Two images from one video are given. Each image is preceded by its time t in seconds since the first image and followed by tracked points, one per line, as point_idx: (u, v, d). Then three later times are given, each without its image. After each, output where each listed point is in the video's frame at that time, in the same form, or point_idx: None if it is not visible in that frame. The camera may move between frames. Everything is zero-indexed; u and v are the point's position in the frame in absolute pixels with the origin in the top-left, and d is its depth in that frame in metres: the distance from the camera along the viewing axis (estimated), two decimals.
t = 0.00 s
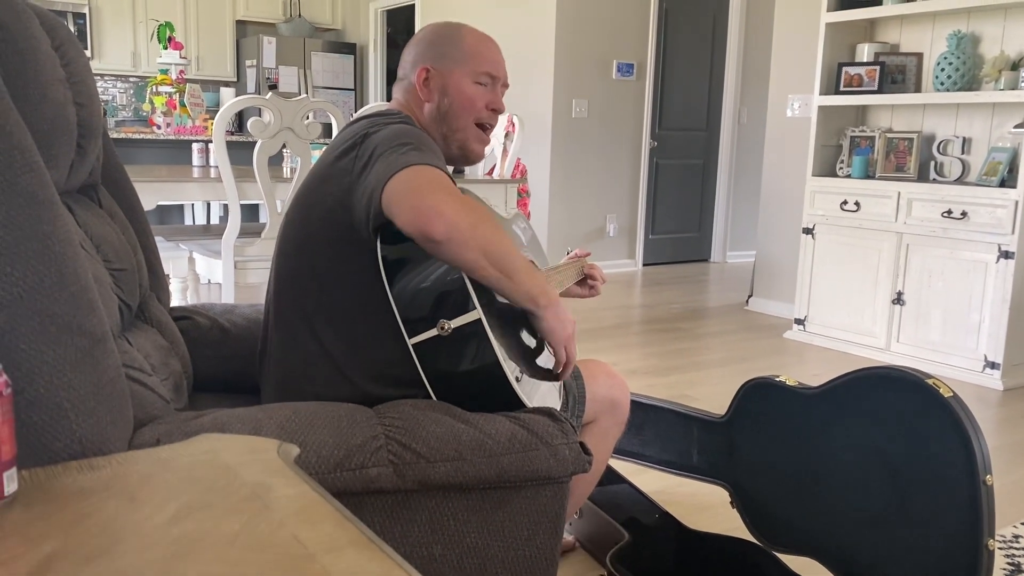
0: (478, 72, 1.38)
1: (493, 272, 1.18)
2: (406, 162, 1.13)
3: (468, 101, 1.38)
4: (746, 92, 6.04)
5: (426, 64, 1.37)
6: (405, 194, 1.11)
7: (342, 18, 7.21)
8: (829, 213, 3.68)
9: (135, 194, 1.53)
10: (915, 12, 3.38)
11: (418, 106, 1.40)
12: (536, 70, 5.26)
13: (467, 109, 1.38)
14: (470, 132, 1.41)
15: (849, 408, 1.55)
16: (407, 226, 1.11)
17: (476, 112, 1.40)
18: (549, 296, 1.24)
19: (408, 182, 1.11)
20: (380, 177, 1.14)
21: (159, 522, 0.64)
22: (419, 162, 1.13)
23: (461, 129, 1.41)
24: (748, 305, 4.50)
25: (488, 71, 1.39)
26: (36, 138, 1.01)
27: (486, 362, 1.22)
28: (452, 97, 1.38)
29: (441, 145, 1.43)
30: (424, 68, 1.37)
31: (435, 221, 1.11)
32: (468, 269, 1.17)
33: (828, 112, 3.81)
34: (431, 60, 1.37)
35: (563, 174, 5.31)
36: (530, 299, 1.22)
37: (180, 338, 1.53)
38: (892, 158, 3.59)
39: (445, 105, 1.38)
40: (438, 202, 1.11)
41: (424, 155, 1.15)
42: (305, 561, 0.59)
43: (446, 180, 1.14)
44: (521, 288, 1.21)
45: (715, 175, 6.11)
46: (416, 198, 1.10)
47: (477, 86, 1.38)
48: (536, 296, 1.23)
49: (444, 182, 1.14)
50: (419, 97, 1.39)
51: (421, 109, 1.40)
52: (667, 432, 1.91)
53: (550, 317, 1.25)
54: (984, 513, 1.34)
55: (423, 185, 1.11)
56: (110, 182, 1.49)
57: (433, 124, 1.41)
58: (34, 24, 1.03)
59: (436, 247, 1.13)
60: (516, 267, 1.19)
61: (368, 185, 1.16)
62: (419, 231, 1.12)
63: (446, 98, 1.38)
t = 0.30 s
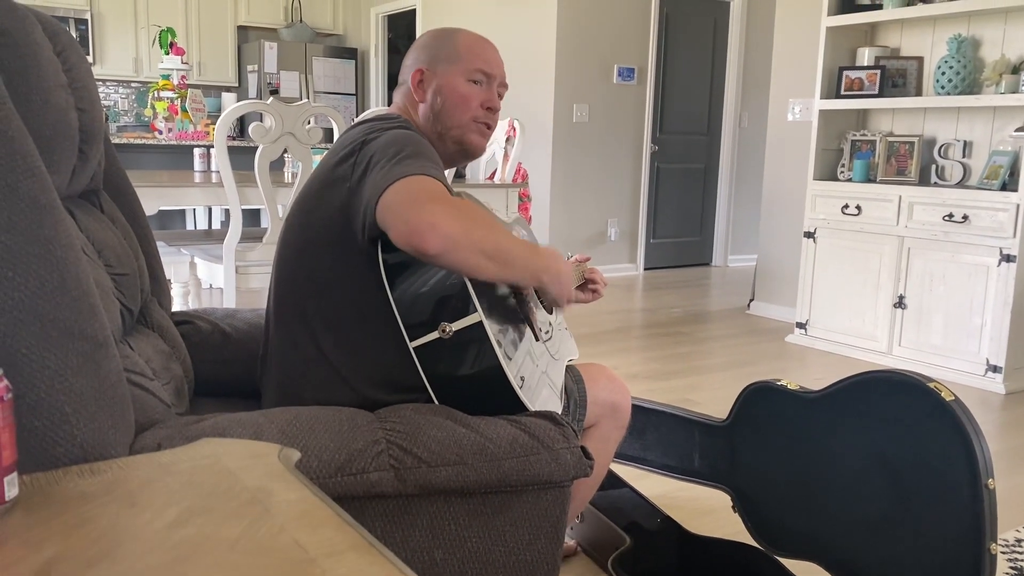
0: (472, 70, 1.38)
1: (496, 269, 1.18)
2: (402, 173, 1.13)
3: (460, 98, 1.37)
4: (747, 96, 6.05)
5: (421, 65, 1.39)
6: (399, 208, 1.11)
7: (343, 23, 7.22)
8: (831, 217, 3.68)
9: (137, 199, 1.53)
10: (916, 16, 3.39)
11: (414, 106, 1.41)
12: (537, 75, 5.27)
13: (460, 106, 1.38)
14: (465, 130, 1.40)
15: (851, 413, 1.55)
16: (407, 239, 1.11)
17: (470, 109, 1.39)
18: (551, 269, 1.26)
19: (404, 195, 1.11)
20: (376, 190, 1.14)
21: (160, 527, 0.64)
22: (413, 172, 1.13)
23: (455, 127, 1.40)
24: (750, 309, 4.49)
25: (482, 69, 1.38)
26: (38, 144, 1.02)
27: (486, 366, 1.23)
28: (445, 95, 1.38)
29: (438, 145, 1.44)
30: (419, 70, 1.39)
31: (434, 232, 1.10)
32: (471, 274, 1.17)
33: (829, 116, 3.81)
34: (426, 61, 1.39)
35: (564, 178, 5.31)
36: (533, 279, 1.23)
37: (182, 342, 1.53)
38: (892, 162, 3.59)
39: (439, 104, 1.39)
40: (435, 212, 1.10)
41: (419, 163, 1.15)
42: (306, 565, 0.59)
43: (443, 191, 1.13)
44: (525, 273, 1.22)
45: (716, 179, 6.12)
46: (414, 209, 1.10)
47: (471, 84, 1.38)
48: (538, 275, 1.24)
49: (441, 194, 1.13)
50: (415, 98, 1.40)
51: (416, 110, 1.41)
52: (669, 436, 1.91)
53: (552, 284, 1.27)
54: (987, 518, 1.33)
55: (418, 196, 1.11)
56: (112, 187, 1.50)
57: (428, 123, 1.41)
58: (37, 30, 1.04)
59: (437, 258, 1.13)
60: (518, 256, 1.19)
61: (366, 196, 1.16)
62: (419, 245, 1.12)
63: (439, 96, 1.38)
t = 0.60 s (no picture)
0: (467, 74, 1.38)
1: (493, 272, 1.19)
2: (398, 184, 1.13)
3: (454, 103, 1.38)
4: (747, 102, 6.05)
5: (418, 71, 1.40)
6: (398, 221, 1.11)
7: (344, 29, 7.24)
8: (832, 222, 3.68)
9: (138, 205, 1.53)
10: (916, 21, 3.39)
11: (410, 112, 1.42)
12: (537, 81, 5.28)
13: (454, 111, 1.38)
14: (460, 135, 1.41)
15: (851, 418, 1.55)
16: (404, 252, 1.12)
17: (463, 113, 1.39)
18: (547, 260, 1.27)
19: (400, 208, 1.11)
20: (372, 202, 1.14)
21: (159, 533, 0.64)
22: (408, 183, 1.13)
23: (449, 132, 1.40)
24: (750, 314, 4.49)
25: (477, 74, 1.39)
26: (39, 150, 1.02)
27: (486, 372, 1.23)
28: (439, 100, 1.38)
29: (433, 151, 1.44)
30: (416, 75, 1.40)
31: (431, 244, 1.11)
32: (467, 279, 1.17)
33: (829, 122, 3.81)
34: (423, 67, 1.40)
35: (565, 184, 5.32)
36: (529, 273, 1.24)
37: (182, 347, 1.53)
38: (893, 167, 3.59)
39: (434, 108, 1.39)
40: (432, 224, 1.10)
41: (414, 172, 1.15)
42: (304, 571, 0.59)
43: (438, 200, 1.13)
44: (521, 270, 1.23)
45: (716, 184, 6.12)
46: (411, 222, 1.10)
47: (465, 89, 1.38)
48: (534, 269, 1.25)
49: (438, 203, 1.13)
50: (412, 104, 1.41)
51: (413, 116, 1.42)
52: (668, 442, 1.91)
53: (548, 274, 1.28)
54: (987, 521, 1.35)
55: (414, 209, 1.11)
56: (113, 193, 1.50)
57: (423, 129, 1.41)
58: (38, 37, 1.04)
59: (435, 267, 1.14)
60: (514, 256, 1.20)
61: (363, 205, 1.16)
62: (416, 258, 1.12)
63: (434, 101, 1.39)
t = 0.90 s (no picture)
0: (458, 86, 1.39)
1: (496, 282, 1.19)
2: (397, 197, 1.13)
3: (444, 114, 1.39)
4: (747, 111, 6.07)
5: (412, 83, 1.42)
6: (398, 233, 1.11)
7: (345, 39, 7.28)
8: (832, 231, 3.69)
9: (141, 218, 1.54)
10: (915, 31, 3.41)
11: (404, 125, 1.43)
12: (538, 91, 5.30)
13: (444, 122, 1.39)
14: (451, 146, 1.41)
15: (853, 429, 1.55)
16: (405, 265, 1.12)
17: (453, 124, 1.39)
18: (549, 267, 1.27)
19: (400, 220, 1.12)
20: (372, 215, 1.15)
21: (163, 547, 0.65)
22: (408, 195, 1.13)
23: (440, 143, 1.41)
24: (752, 323, 4.49)
25: (468, 85, 1.39)
26: (42, 164, 1.02)
27: (487, 384, 1.23)
28: (430, 111, 1.39)
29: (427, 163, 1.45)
30: (410, 88, 1.42)
31: (431, 255, 1.11)
32: (468, 290, 1.18)
33: (829, 132, 3.82)
34: (417, 79, 1.42)
35: (565, 193, 5.32)
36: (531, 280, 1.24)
37: (184, 359, 1.53)
38: (893, 176, 3.59)
39: (425, 119, 1.40)
40: (432, 235, 1.11)
41: (413, 185, 1.15)
42: None
43: (438, 211, 1.14)
44: (523, 279, 1.23)
45: (717, 193, 6.12)
46: (410, 235, 1.11)
47: (456, 100, 1.39)
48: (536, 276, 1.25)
49: (438, 215, 1.14)
50: (406, 116, 1.43)
51: (408, 129, 1.44)
52: (671, 453, 1.87)
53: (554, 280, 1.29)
54: (990, 533, 1.35)
55: (414, 220, 1.11)
56: (116, 206, 1.50)
57: (416, 141, 1.43)
58: (42, 53, 1.05)
59: (435, 279, 1.14)
60: (515, 266, 1.20)
61: (363, 218, 1.17)
62: (416, 270, 1.12)
63: (425, 112, 1.40)
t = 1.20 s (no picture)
0: (459, 93, 1.39)
1: (500, 304, 1.19)
2: (409, 195, 1.14)
3: (448, 121, 1.39)
4: (747, 118, 6.07)
5: (410, 91, 1.41)
6: (410, 229, 1.12)
7: (346, 47, 7.30)
8: (833, 238, 3.68)
9: (140, 225, 1.54)
10: (915, 37, 3.41)
11: (403, 132, 1.43)
12: (538, 98, 5.31)
13: (449, 129, 1.39)
14: (454, 152, 1.41)
15: (854, 436, 1.55)
16: (415, 259, 1.12)
17: (458, 131, 1.40)
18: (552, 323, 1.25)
19: (413, 216, 1.12)
20: (382, 211, 1.15)
21: (161, 556, 0.64)
22: (420, 195, 1.14)
23: (444, 150, 1.41)
24: (752, 330, 4.48)
25: (469, 91, 1.40)
26: (42, 172, 1.02)
27: (487, 392, 1.23)
28: (433, 119, 1.39)
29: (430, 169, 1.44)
30: (408, 95, 1.41)
31: (442, 251, 1.12)
32: (472, 300, 1.17)
33: (829, 139, 3.82)
34: (415, 86, 1.41)
35: (566, 200, 5.33)
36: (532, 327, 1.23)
37: (184, 367, 1.53)
38: (893, 183, 3.59)
39: (427, 127, 1.40)
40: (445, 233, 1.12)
41: (425, 187, 1.17)
42: None
43: (449, 215, 1.15)
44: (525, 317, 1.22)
45: (718, 200, 6.13)
46: (423, 230, 1.11)
47: (458, 106, 1.39)
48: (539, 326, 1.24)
49: (447, 215, 1.15)
50: (406, 124, 1.42)
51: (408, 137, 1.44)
52: (675, 460, 1.86)
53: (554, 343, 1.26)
54: (992, 540, 1.36)
55: (427, 219, 1.12)
56: (116, 214, 1.51)
57: (418, 148, 1.42)
58: (42, 62, 1.06)
59: (443, 278, 1.14)
60: (519, 296, 1.20)
61: (370, 217, 1.17)
62: (425, 265, 1.12)
63: (427, 120, 1.40)
